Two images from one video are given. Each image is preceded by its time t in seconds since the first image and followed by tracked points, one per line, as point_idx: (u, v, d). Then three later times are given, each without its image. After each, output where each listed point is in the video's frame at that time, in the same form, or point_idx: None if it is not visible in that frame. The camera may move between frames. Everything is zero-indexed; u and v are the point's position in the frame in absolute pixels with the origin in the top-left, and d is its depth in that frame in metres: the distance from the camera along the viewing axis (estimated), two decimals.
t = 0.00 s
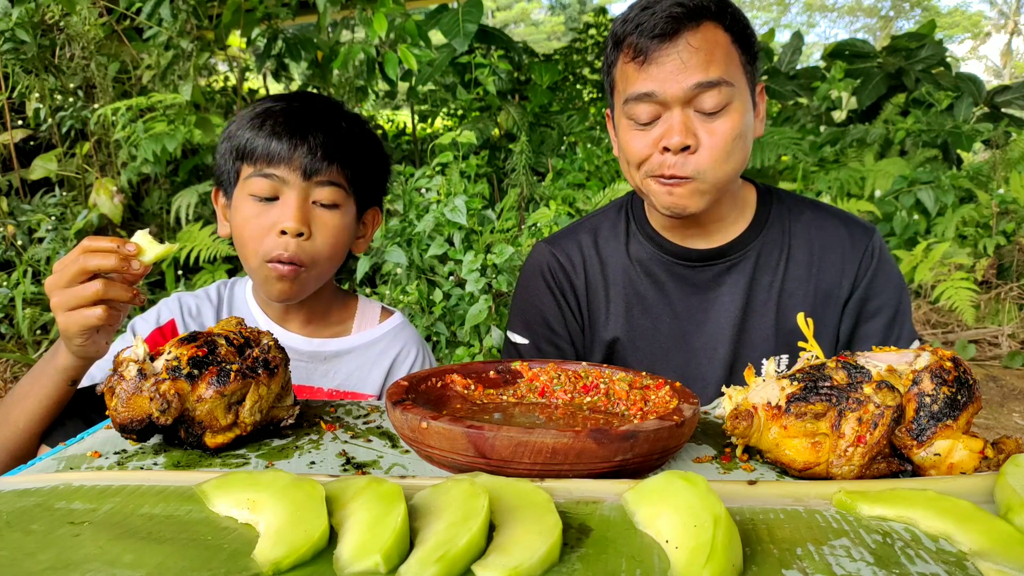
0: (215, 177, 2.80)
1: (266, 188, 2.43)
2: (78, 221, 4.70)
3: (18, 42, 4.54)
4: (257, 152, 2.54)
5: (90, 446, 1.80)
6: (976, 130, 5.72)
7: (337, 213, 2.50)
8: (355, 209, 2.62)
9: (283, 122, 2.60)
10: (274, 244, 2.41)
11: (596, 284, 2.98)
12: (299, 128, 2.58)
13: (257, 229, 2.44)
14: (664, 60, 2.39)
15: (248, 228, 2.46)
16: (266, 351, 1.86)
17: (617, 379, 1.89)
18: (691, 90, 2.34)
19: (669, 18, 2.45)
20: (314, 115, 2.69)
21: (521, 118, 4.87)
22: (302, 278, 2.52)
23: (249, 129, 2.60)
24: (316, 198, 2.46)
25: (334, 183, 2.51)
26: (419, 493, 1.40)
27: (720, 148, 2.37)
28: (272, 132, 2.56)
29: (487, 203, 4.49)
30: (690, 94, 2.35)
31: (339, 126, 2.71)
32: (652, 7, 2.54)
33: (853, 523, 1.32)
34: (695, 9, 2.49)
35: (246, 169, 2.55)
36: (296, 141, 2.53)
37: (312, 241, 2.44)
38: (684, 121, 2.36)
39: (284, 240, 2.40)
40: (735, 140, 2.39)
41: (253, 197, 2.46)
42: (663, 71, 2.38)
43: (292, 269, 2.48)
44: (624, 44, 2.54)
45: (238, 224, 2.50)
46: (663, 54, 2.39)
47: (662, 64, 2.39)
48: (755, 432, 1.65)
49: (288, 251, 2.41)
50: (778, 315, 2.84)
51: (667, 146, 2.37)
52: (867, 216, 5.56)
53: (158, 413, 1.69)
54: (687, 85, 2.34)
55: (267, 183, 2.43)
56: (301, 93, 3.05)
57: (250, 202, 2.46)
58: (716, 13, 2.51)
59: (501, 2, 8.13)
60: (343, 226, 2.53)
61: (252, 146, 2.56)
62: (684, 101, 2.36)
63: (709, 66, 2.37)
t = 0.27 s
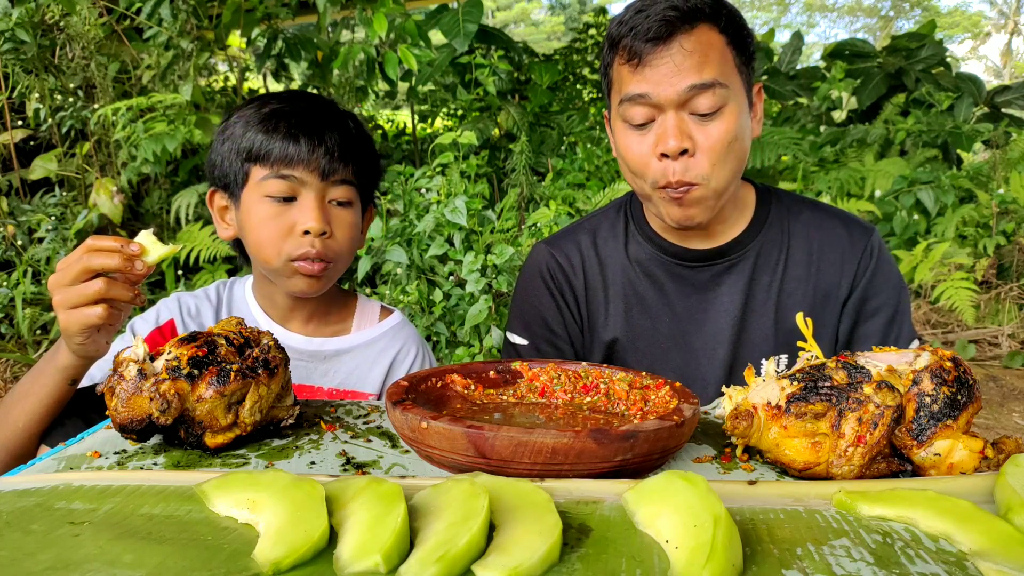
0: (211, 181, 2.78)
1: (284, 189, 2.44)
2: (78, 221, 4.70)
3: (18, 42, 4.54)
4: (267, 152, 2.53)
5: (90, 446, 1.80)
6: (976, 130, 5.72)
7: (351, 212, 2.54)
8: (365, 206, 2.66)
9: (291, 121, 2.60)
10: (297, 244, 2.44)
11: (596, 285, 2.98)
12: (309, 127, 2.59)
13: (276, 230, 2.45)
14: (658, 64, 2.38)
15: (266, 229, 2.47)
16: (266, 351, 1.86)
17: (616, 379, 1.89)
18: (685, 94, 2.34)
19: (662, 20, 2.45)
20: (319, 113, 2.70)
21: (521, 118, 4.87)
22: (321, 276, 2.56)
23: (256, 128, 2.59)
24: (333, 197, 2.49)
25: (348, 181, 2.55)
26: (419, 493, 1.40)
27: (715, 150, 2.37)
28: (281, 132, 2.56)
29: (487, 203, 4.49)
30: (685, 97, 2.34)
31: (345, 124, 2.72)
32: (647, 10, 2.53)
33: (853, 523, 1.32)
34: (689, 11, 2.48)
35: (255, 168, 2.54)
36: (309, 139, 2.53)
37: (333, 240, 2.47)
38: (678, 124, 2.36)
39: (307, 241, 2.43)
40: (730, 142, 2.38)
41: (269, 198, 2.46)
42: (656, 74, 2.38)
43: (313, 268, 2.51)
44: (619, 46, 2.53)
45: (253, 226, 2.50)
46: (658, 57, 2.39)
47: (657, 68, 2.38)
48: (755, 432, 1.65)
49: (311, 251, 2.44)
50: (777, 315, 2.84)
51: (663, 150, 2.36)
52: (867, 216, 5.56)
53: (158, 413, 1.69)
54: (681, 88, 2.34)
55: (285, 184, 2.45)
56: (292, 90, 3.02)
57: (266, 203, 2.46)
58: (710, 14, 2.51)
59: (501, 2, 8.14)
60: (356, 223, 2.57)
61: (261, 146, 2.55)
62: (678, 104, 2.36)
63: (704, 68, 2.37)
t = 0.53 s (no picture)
0: (210, 183, 2.77)
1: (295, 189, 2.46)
2: (78, 221, 4.70)
3: (18, 42, 4.54)
4: (274, 153, 2.53)
5: (90, 446, 1.80)
6: (976, 130, 5.72)
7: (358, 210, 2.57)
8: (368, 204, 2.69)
9: (296, 121, 2.60)
10: (309, 244, 2.46)
11: (595, 285, 2.98)
12: (315, 127, 2.60)
13: (288, 231, 2.46)
14: (656, 64, 2.38)
15: (276, 230, 2.47)
16: (266, 351, 1.85)
17: (617, 379, 1.89)
18: (683, 93, 2.34)
19: (660, 20, 2.45)
20: (322, 112, 2.70)
21: (521, 118, 4.87)
22: (332, 274, 2.58)
23: (262, 128, 2.58)
24: (341, 195, 2.51)
25: (354, 180, 2.58)
26: (419, 493, 1.40)
27: (713, 150, 2.38)
28: (287, 131, 2.56)
29: (487, 203, 4.49)
30: (683, 97, 2.34)
31: (347, 123, 2.74)
32: (645, 10, 2.53)
33: (853, 523, 1.32)
34: (687, 11, 2.48)
35: (262, 169, 2.54)
36: (317, 139, 2.54)
37: (345, 237, 2.50)
38: (676, 124, 2.37)
39: (320, 240, 2.45)
40: (728, 142, 2.39)
41: (279, 199, 2.47)
42: (654, 74, 2.38)
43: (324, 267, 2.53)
44: (617, 46, 2.53)
45: (262, 227, 2.51)
46: (655, 57, 2.39)
47: (655, 68, 2.38)
48: (755, 432, 1.65)
49: (323, 251, 2.47)
50: (777, 314, 2.84)
51: (662, 149, 2.37)
52: (867, 216, 5.56)
53: (158, 413, 1.69)
54: (679, 88, 2.34)
55: (295, 185, 2.47)
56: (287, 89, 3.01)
57: (275, 204, 2.47)
58: (709, 15, 2.51)
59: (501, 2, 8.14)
60: (362, 221, 2.60)
61: (267, 146, 2.54)
62: (676, 104, 2.36)
63: (702, 68, 2.37)
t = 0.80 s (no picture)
0: (209, 185, 2.77)
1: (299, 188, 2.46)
2: (78, 221, 4.71)
3: (18, 42, 4.54)
4: (276, 152, 2.53)
5: (90, 446, 1.80)
6: (976, 130, 5.72)
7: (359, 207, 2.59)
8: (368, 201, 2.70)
9: (296, 120, 2.61)
10: (314, 242, 2.46)
11: (593, 284, 2.98)
12: (316, 125, 2.60)
13: (292, 230, 2.47)
14: (665, 63, 2.38)
15: (280, 230, 2.48)
16: (266, 351, 1.85)
17: (617, 379, 1.89)
18: (693, 93, 2.34)
19: (668, 19, 2.44)
20: (321, 111, 2.71)
21: (521, 118, 4.87)
22: (336, 272, 2.59)
23: (262, 128, 2.58)
24: (343, 193, 2.53)
25: (354, 177, 2.59)
26: (419, 493, 1.40)
27: (724, 149, 2.38)
28: (288, 131, 2.56)
29: (487, 203, 4.49)
30: (694, 96, 2.34)
31: (345, 121, 2.74)
32: (651, 9, 2.53)
33: (853, 523, 1.32)
34: (694, 11, 2.48)
35: (263, 168, 2.54)
36: (318, 137, 2.55)
37: (349, 234, 2.51)
38: (686, 123, 2.37)
39: (325, 238, 2.46)
40: (738, 141, 2.40)
41: (282, 198, 2.48)
42: (664, 73, 2.38)
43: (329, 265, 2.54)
44: (622, 45, 2.52)
45: (266, 227, 2.50)
46: (665, 57, 2.39)
47: (665, 68, 2.38)
48: (755, 432, 1.65)
49: (328, 250, 2.47)
50: (775, 314, 2.84)
51: (673, 149, 2.37)
52: (867, 216, 5.56)
53: (158, 413, 1.69)
54: (689, 88, 2.34)
55: (298, 184, 2.47)
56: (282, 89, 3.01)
57: (278, 203, 2.48)
58: (714, 14, 2.51)
59: (501, 2, 8.14)
60: (363, 217, 2.62)
61: (269, 145, 2.54)
62: (687, 103, 2.36)
63: (711, 67, 2.37)
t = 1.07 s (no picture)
0: (211, 183, 2.76)
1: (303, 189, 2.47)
2: (78, 221, 4.71)
3: (18, 42, 4.54)
4: (280, 152, 2.52)
5: (90, 446, 1.80)
6: (976, 130, 5.72)
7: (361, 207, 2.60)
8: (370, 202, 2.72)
9: (301, 120, 2.60)
10: (317, 242, 2.47)
11: (594, 281, 2.98)
12: (321, 125, 2.60)
13: (296, 230, 2.47)
14: (655, 68, 2.38)
15: (284, 230, 2.48)
16: (266, 351, 1.85)
17: (617, 379, 1.89)
18: (683, 96, 2.34)
19: (658, 23, 2.44)
20: (324, 111, 2.70)
21: (521, 118, 4.87)
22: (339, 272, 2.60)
23: (267, 128, 2.57)
24: (346, 194, 2.54)
25: (357, 179, 2.60)
26: (419, 493, 1.40)
27: (714, 151, 2.39)
28: (293, 130, 2.56)
29: (487, 203, 4.49)
30: (683, 100, 2.34)
31: (349, 121, 2.74)
32: (643, 13, 2.53)
33: (853, 523, 1.32)
34: (684, 14, 2.47)
35: (268, 168, 2.53)
36: (324, 137, 2.55)
37: (352, 235, 2.53)
38: (677, 126, 2.37)
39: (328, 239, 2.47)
40: (728, 143, 2.40)
41: (286, 198, 2.48)
42: (654, 78, 2.37)
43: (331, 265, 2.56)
44: (616, 49, 2.52)
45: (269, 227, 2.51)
46: (655, 61, 2.38)
47: (654, 73, 2.38)
48: (755, 432, 1.65)
49: (330, 249, 2.49)
50: (776, 312, 2.84)
51: (663, 153, 2.38)
52: (866, 216, 5.56)
53: (158, 413, 1.69)
54: (679, 92, 2.34)
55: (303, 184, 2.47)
56: (283, 87, 2.99)
57: (283, 203, 2.48)
58: (705, 16, 2.50)
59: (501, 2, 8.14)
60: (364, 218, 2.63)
61: (273, 145, 2.53)
62: (677, 107, 2.36)
63: (701, 70, 2.37)
